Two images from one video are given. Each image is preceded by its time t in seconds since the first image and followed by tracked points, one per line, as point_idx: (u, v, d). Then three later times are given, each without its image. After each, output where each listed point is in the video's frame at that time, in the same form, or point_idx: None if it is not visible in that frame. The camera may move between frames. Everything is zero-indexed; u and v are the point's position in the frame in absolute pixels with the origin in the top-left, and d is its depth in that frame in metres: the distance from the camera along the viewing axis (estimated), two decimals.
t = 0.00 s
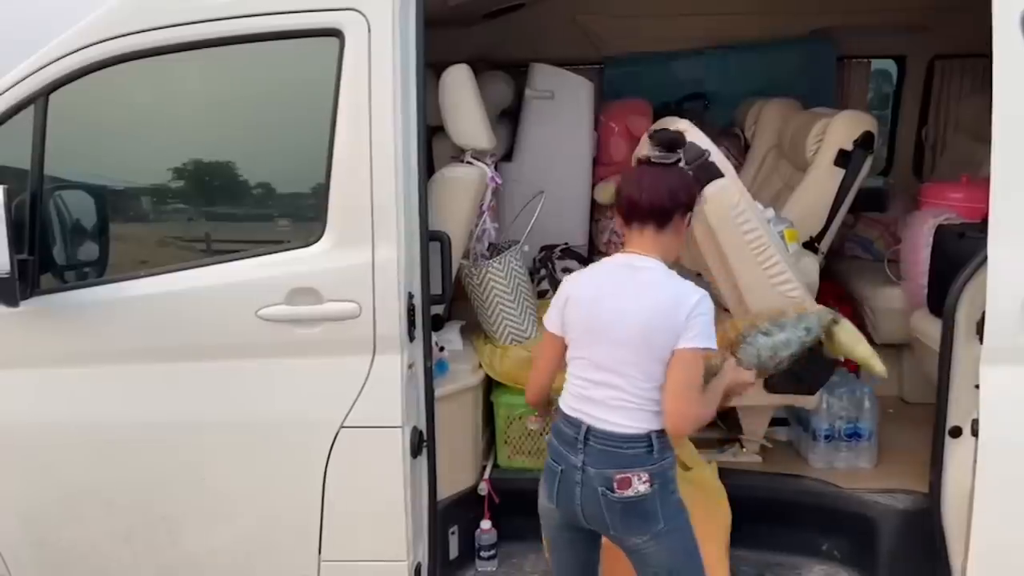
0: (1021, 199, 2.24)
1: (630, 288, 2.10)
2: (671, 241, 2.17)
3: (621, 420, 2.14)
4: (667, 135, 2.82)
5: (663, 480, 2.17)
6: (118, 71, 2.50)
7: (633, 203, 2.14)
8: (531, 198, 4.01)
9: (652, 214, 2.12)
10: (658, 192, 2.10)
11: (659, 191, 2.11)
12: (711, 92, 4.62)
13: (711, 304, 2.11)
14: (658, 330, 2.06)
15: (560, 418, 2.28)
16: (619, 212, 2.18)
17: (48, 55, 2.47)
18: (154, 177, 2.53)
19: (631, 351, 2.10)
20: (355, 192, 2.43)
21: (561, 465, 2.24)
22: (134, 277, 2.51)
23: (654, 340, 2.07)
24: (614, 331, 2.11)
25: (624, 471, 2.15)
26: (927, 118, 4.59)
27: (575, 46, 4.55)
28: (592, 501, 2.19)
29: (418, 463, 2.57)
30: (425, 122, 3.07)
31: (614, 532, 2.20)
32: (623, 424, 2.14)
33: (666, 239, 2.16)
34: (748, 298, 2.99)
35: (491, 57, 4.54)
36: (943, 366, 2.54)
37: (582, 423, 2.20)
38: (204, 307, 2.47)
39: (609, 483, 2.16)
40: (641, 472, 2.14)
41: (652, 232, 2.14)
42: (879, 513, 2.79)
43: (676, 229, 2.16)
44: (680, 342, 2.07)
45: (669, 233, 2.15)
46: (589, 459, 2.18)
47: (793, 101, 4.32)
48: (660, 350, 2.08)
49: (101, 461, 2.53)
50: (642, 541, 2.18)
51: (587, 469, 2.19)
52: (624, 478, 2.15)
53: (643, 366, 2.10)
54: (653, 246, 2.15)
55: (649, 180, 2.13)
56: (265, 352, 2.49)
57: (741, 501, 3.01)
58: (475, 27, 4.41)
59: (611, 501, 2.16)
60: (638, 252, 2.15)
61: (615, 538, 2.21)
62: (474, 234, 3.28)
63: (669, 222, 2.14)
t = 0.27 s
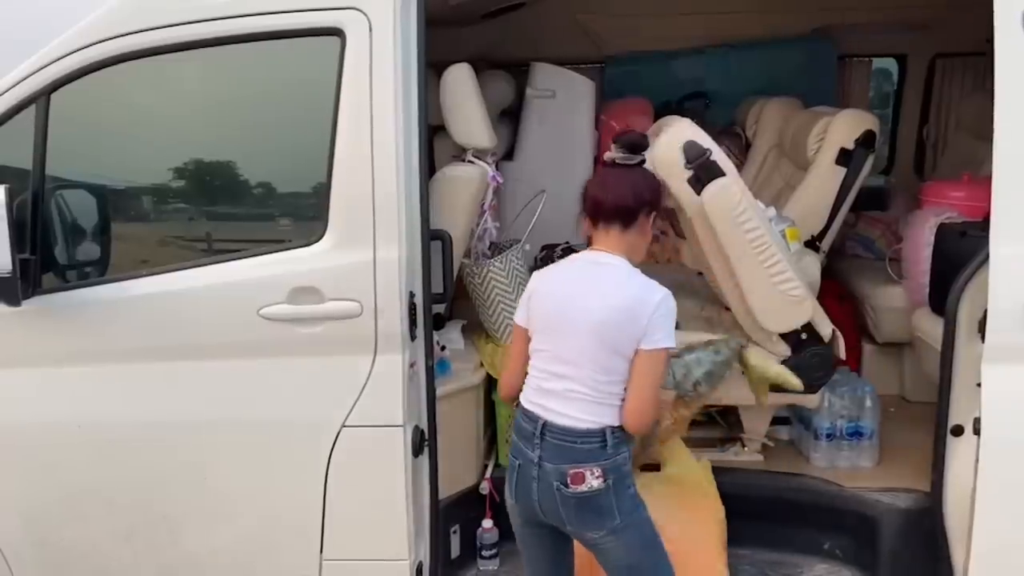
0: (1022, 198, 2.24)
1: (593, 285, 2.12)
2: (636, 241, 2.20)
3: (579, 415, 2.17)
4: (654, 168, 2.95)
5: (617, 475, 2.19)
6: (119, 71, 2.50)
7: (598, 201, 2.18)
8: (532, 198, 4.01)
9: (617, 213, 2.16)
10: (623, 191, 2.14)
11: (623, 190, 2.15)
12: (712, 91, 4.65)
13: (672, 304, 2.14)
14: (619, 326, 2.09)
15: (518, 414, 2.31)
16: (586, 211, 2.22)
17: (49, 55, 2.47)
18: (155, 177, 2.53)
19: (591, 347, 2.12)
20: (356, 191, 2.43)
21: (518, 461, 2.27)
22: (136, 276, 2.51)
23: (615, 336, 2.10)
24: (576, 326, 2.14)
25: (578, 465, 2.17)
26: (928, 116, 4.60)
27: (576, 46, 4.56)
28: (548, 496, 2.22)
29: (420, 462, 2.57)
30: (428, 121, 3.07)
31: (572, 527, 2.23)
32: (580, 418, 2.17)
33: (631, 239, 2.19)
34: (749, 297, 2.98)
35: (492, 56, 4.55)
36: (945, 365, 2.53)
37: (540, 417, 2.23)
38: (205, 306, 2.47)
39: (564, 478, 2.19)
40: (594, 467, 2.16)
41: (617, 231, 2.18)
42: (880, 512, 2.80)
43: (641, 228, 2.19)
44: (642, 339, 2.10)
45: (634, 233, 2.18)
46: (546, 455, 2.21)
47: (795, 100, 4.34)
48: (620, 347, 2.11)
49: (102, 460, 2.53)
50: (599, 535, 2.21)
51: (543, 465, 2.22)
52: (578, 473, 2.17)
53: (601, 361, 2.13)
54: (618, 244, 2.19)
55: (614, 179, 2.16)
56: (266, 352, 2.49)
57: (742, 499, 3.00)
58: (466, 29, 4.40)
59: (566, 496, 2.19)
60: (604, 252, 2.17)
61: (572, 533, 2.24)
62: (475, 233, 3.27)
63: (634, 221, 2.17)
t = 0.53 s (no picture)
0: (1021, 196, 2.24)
1: (589, 286, 2.20)
2: (631, 245, 2.29)
3: (564, 410, 2.24)
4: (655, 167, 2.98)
5: (603, 470, 2.26)
6: (120, 71, 2.51)
7: (594, 206, 2.27)
8: (534, 197, 4.01)
9: (612, 217, 2.25)
10: (617, 196, 2.24)
11: (617, 195, 2.24)
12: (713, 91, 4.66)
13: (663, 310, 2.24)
14: (613, 328, 2.18)
15: (501, 414, 2.37)
16: (581, 217, 2.31)
17: (51, 56, 2.48)
18: (156, 177, 2.53)
19: (583, 346, 2.20)
20: (358, 192, 2.43)
21: (505, 460, 2.34)
22: (138, 276, 2.52)
23: (608, 337, 2.18)
24: (569, 325, 2.21)
25: (565, 462, 2.24)
26: (929, 116, 4.61)
27: (578, 45, 4.58)
28: (535, 493, 2.28)
29: (422, 462, 2.58)
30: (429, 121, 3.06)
31: (559, 524, 2.28)
32: (566, 414, 2.24)
33: (625, 243, 2.28)
34: (750, 297, 2.98)
35: (493, 57, 4.56)
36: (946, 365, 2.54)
37: (527, 415, 2.29)
38: (207, 307, 2.47)
39: (552, 475, 2.25)
40: (581, 462, 2.23)
41: (612, 235, 2.27)
42: (882, 511, 2.79)
43: (635, 233, 2.28)
44: (634, 342, 2.20)
45: (628, 236, 2.27)
46: (533, 452, 2.27)
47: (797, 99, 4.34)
48: (613, 348, 2.20)
49: (105, 460, 2.54)
50: (585, 531, 2.26)
51: (530, 462, 2.28)
52: (565, 469, 2.24)
53: (591, 359, 2.21)
54: (612, 248, 2.28)
55: (609, 185, 2.26)
56: (269, 352, 2.49)
57: (743, 498, 3.00)
58: (462, 29, 4.41)
59: (552, 492, 2.25)
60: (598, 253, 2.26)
61: (559, 530, 2.29)
62: (475, 233, 3.27)
63: (628, 225, 2.26)
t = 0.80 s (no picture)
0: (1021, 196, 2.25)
1: (583, 289, 2.22)
2: (628, 252, 2.31)
3: (552, 411, 2.25)
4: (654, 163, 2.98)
5: (592, 469, 2.27)
6: (123, 72, 2.52)
7: (592, 213, 2.30)
8: (535, 198, 4.03)
9: (609, 224, 2.27)
10: (616, 205, 2.26)
11: (615, 203, 2.27)
12: (714, 90, 4.67)
13: (656, 317, 2.26)
14: (604, 332, 2.19)
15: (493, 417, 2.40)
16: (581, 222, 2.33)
17: (55, 56, 2.49)
18: (160, 178, 2.55)
19: (573, 348, 2.21)
20: (360, 192, 2.44)
21: (496, 462, 2.36)
22: (141, 276, 2.53)
23: (598, 340, 2.19)
24: (562, 327, 2.22)
25: (554, 462, 2.26)
26: (930, 116, 4.62)
27: (580, 46, 4.59)
28: (527, 494, 2.31)
29: (424, 461, 2.58)
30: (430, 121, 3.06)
31: (552, 524, 2.30)
32: (553, 415, 2.25)
33: (622, 249, 2.30)
34: (750, 296, 2.99)
35: (495, 57, 4.59)
36: (947, 365, 2.54)
37: (516, 417, 2.31)
38: (210, 306, 2.48)
39: (541, 476, 2.27)
40: (569, 463, 2.25)
41: (609, 241, 2.29)
42: (884, 509, 2.79)
43: (633, 241, 2.31)
44: (625, 346, 2.21)
45: (625, 244, 2.30)
46: (522, 454, 2.30)
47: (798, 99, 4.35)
48: (603, 352, 2.21)
49: (109, 460, 2.55)
50: (578, 530, 2.29)
51: (520, 464, 2.30)
52: (554, 470, 2.26)
53: (581, 362, 2.22)
54: (609, 254, 2.30)
55: (609, 193, 2.29)
56: (271, 351, 2.50)
57: (744, 497, 3.01)
58: (462, 30, 4.45)
59: (543, 493, 2.28)
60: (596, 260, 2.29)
61: (554, 530, 2.31)
62: (477, 233, 3.27)
63: (626, 233, 2.29)
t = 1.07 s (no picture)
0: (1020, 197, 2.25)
1: (580, 289, 2.23)
2: (626, 253, 2.31)
3: (546, 409, 2.27)
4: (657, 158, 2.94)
5: (585, 466, 2.28)
6: (126, 73, 2.53)
7: (592, 213, 2.32)
8: (535, 199, 4.03)
9: (607, 224, 2.29)
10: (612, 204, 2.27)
11: (614, 204, 2.28)
12: (715, 91, 4.67)
13: (653, 318, 2.26)
14: (599, 332, 2.20)
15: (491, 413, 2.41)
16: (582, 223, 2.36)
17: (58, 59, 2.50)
18: (163, 179, 2.56)
19: (568, 348, 2.23)
20: (360, 193, 2.45)
21: (492, 458, 2.38)
22: (143, 277, 2.54)
23: (593, 340, 2.21)
24: (558, 327, 2.24)
25: (546, 458, 2.27)
26: (931, 116, 4.62)
27: (580, 47, 4.64)
28: (521, 490, 2.32)
29: (425, 462, 2.59)
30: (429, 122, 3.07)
31: (547, 519, 2.32)
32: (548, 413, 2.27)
33: (620, 250, 2.30)
34: (750, 297, 3.00)
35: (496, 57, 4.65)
36: (946, 366, 2.55)
37: (512, 413, 2.33)
38: (211, 307, 2.49)
39: (534, 472, 2.29)
40: (562, 459, 2.26)
41: (607, 242, 2.30)
42: (885, 509, 2.80)
43: (631, 242, 2.30)
44: (619, 347, 2.21)
45: (623, 244, 2.30)
46: (516, 450, 2.31)
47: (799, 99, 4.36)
48: (598, 352, 2.22)
49: (111, 460, 2.56)
50: (572, 526, 2.30)
51: (515, 459, 2.32)
52: (546, 466, 2.27)
53: (576, 362, 2.24)
54: (608, 254, 2.31)
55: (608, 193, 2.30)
56: (272, 352, 2.51)
57: (744, 498, 3.01)
58: (460, 32, 4.52)
59: (536, 489, 2.29)
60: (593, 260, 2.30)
61: (549, 525, 2.33)
62: (478, 234, 3.28)
63: (624, 234, 2.29)
